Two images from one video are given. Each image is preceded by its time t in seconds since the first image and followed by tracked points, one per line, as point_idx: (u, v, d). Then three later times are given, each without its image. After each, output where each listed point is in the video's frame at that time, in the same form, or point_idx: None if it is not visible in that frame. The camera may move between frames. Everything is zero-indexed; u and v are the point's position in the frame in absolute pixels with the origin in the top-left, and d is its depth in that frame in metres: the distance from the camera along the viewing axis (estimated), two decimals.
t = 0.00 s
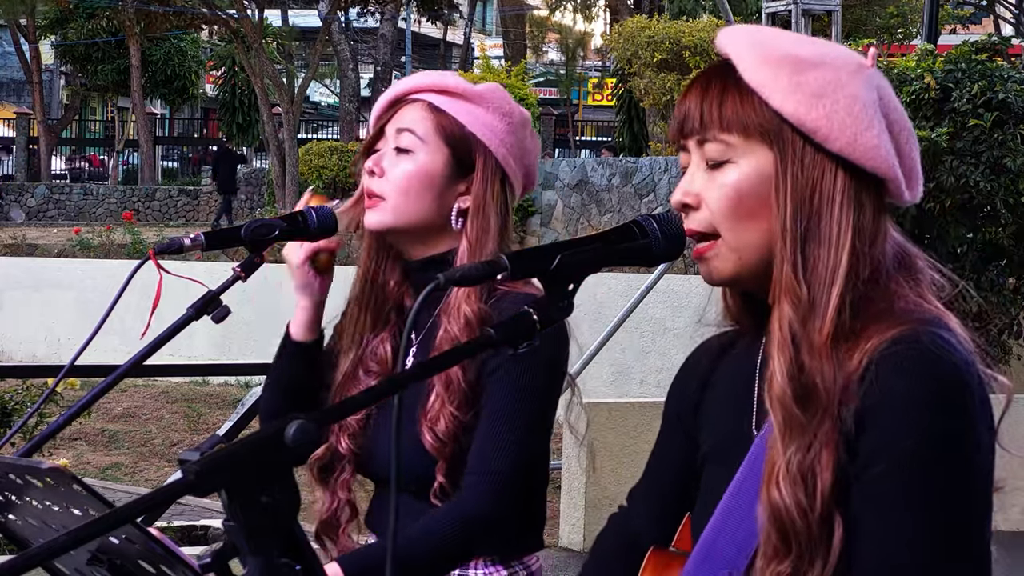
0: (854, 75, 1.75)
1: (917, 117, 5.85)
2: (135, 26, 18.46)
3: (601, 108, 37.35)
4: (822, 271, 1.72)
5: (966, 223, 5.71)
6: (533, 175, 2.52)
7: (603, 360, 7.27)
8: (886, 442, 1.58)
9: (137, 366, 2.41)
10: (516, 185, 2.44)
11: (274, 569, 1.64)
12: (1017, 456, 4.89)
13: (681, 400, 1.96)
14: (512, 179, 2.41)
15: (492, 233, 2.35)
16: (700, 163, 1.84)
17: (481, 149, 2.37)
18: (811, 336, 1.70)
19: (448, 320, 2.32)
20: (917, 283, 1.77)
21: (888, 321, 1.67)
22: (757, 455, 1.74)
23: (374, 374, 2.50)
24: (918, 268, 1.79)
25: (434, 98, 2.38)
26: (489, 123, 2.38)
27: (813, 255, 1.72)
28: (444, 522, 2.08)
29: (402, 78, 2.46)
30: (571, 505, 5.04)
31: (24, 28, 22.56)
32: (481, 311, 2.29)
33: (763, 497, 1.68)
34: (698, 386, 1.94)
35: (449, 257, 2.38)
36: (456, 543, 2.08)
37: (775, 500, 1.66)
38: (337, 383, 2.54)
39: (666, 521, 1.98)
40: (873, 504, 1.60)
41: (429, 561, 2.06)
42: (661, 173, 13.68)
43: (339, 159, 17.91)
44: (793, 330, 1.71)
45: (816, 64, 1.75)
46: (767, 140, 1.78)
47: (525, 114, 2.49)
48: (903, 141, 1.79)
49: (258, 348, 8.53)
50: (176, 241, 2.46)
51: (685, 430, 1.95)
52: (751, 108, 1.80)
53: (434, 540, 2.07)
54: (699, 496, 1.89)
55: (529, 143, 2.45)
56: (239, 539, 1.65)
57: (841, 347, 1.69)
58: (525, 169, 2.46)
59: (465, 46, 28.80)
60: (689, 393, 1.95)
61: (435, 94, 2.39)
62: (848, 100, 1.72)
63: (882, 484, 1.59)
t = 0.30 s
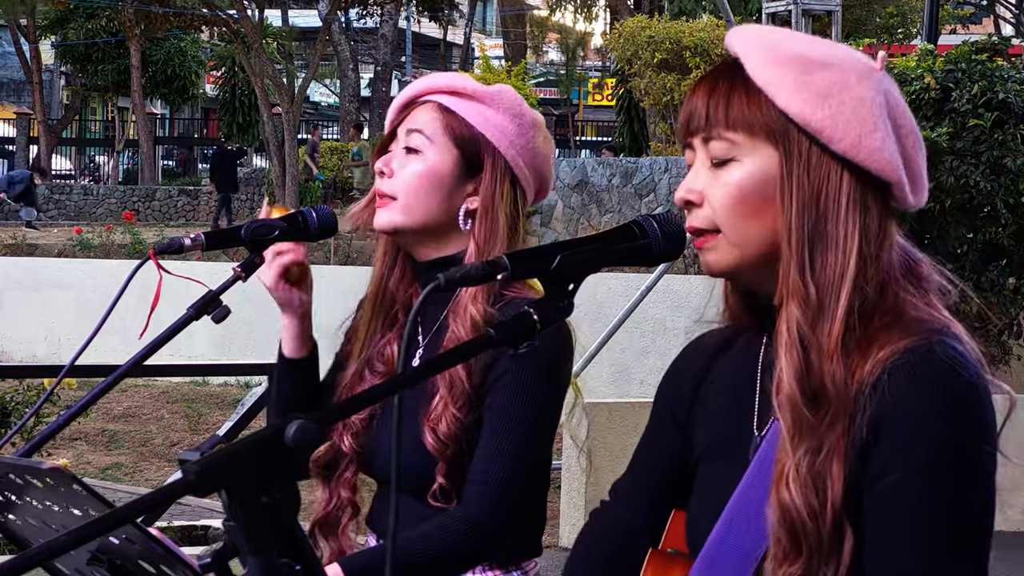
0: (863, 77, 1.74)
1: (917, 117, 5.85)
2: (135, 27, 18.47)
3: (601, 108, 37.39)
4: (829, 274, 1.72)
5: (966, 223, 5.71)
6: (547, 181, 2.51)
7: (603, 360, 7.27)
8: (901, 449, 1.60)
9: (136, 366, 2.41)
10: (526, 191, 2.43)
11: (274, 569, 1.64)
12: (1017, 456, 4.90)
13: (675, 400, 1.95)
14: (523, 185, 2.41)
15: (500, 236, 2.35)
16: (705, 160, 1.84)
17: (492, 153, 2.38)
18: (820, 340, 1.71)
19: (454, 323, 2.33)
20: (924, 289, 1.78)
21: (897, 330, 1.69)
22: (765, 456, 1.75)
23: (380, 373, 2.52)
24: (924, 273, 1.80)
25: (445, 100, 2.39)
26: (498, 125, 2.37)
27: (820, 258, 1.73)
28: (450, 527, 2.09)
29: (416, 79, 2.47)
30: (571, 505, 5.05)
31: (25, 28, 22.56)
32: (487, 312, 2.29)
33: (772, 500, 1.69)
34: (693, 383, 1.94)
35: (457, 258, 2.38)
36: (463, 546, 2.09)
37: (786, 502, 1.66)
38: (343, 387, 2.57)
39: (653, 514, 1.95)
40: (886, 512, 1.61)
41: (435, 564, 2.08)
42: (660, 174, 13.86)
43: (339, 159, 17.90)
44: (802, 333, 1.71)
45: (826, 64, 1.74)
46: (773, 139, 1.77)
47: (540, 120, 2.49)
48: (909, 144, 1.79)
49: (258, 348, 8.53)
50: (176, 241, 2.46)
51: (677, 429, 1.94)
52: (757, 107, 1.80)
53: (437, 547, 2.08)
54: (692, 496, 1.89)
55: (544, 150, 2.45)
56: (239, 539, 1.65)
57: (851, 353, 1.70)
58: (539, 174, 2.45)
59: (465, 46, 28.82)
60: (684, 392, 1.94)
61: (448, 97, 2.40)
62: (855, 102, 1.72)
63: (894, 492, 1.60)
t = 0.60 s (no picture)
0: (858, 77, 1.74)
1: (917, 117, 5.86)
2: (136, 27, 18.45)
3: (601, 108, 37.39)
4: (825, 271, 1.72)
5: (966, 223, 5.71)
6: (552, 182, 2.48)
7: (603, 360, 7.28)
8: (896, 446, 1.60)
9: (137, 366, 2.40)
10: (528, 192, 2.42)
11: (273, 569, 1.64)
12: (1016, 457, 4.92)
13: (675, 398, 1.95)
14: (525, 187, 2.40)
15: (501, 238, 2.35)
16: (701, 159, 1.84)
17: (491, 154, 2.37)
18: (816, 336, 1.71)
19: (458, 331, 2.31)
20: (918, 286, 1.79)
21: (893, 326, 1.69)
22: (760, 452, 1.74)
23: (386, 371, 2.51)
24: (917, 271, 1.80)
25: (445, 102, 2.38)
26: (498, 126, 2.36)
27: (817, 257, 1.73)
28: (452, 525, 2.08)
29: (415, 80, 2.46)
30: (571, 505, 5.06)
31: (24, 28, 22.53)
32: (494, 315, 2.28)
33: (768, 496, 1.69)
34: (693, 381, 1.94)
35: (460, 259, 2.41)
36: (466, 545, 2.08)
37: (779, 501, 1.66)
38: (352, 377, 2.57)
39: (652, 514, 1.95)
40: (882, 508, 1.61)
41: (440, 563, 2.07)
42: (661, 173, 13.88)
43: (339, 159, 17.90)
44: (797, 331, 1.72)
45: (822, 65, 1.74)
46: (769, 139, 1.77)
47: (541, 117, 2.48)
48: (903, 143, 1.79)
49: (258, 348, 8.54)
50: (176, 241, 2.46)
51: (677, 429, 1.94)
52: (754, 107, 1.79)
53: (438, 547, 2.07)
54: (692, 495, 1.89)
55: (546, 149, 2.43)
56: (239, 539, 1.64)
57: (846, 349, 1.70)
58: (542, 175, 2.44)
59: (465, 46, 28.79)
60: (682, 391, 1.94)
61: (446, 99, 2.39)
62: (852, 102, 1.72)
63: (891, 487, 1.60)
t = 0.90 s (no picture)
0: (863, 84, 1.74)
1: (917, 117, 5.86)
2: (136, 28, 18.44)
3: (600, 108, 37.39)
4: (827, 278, 1.73)
5: (966, 223, 5.71)
6: (557, 187, 2.49)
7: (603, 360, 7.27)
8: (892, 454, 1.60)
9: (136, 367, 2.41)
10: (534, 195, 2.42)
11: (273, 569, 1.64)
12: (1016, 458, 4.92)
13: (682, 400, 1.97)
14: (533, 191, 2.40)
15: (506, 238, 2.35)
16: (704, 162, 1.85)
17: (498, 155, 2.37)
18: (817, 342, 1.71)
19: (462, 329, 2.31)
20: (918, 294, 1.79)
21: (891, 334, 1.69)
22: (759, 458, 1.75)
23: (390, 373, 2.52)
24: (921, 282, 1.80)
25: (452, 102, 2.39)
26: (506, 128, 2.37)
27: (817, 265, 1.74)
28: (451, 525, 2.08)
29: (426, 80, 2.47)
30: (570, 505, 5.05)
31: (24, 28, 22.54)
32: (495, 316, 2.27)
33: (765, 502, 1.69)
34: (699, 385, 1.95)
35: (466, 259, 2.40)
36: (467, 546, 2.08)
37: (777, 507, 1.67)
38: (356, 379, 2.59)
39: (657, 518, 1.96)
40: (874, 517, 1.61)
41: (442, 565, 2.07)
42: (660, 174, 13.87)
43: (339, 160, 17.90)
44: (798, 335, 1.72)
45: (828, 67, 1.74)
46: (771, 144, 1.79)
47: (550, 122, 2.48)
48: (909, 153, 1.79)
49: (258, 348, 8.54)
50: (176, 241, 2.46)
51: (684, 432, 1.95)
52: (758, 110, 1.81)
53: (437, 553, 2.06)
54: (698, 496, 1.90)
55: (554, 151, 2.43)
56: (239, 540, 1.65)
57: (845, 356, 1.70)
58: (549, 178, 2.43)
59: (465, 47, 28.79)
60: (690, 393, 1.96)
61: (454, 100, 2.40)
62: (853, 109, 1.72)
63: (883, 496, 1.60)
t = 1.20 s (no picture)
0: (855, 70, 1.75)
1: (916, 117, 5.87)
2: (136, 28, 18.46)
3: (600, 108, 37.37)
4: (822, 267, 1.74)
5: (965, 223, 5.72)
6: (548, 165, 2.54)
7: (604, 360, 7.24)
8: (870, 435, 1.60)
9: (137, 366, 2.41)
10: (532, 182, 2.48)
11: (273, 568, 1.65)
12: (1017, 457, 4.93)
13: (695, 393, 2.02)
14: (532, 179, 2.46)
15: (519, 236, 2.40)
16: (702, 161, 1.85)
17: (504, 156, 2.41)
18: (809, 325, 1.72)
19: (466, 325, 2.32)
20: (917, 274, 1.78)
21: (878, 315, 1.69)
22: (752, 445, 1.78)
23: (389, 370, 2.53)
24: (920, 259, 1.80)
25: (452, 113, 2.39)
26: (506, 131, 2.40)
27: (814, 253, 1.75)
28: (450, 510, 2.09)
29: (416, 85, 2.46)
30: (571, 505, 5.05)
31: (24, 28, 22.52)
32: (498, 310, 2.28)
33: (755, 486, 1.72)
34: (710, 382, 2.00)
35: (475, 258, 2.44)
36: (466, 531, 2.09)
37: (766, 493, 1.70)
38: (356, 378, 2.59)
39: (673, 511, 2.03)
40: (857, 495, 1.61)
41: (440, 553, 2.07)
42: (661, 173, 13.76)
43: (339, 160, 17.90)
44: (791, 323, 1.74)
45: (823, 68, 1.75)
46: (768, 139, 1.79)
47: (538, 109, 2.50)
48: (904, 135, 1.80)
49: (258, 348, 8.55)
50: (176, 241, 2.46)
51: (698, 427, 2.00)
52: (752, 105, 1.82)
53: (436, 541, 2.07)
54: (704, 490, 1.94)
55: (543, 139, 2.48)
56: (239, 540, 1.65)
57: (836, 339, 1.71)
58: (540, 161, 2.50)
59: (465, 46, 28.77)
60: (701, 387, 2.00)
61: (452, 109, 2.39)
62: (848, 97, 1.73)
63: (863, 475, 1.60)
